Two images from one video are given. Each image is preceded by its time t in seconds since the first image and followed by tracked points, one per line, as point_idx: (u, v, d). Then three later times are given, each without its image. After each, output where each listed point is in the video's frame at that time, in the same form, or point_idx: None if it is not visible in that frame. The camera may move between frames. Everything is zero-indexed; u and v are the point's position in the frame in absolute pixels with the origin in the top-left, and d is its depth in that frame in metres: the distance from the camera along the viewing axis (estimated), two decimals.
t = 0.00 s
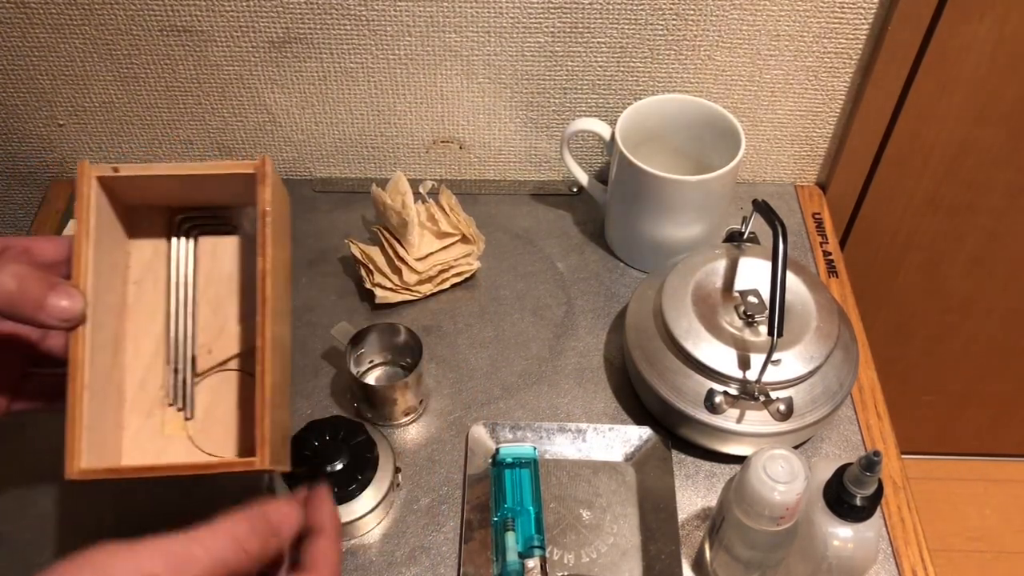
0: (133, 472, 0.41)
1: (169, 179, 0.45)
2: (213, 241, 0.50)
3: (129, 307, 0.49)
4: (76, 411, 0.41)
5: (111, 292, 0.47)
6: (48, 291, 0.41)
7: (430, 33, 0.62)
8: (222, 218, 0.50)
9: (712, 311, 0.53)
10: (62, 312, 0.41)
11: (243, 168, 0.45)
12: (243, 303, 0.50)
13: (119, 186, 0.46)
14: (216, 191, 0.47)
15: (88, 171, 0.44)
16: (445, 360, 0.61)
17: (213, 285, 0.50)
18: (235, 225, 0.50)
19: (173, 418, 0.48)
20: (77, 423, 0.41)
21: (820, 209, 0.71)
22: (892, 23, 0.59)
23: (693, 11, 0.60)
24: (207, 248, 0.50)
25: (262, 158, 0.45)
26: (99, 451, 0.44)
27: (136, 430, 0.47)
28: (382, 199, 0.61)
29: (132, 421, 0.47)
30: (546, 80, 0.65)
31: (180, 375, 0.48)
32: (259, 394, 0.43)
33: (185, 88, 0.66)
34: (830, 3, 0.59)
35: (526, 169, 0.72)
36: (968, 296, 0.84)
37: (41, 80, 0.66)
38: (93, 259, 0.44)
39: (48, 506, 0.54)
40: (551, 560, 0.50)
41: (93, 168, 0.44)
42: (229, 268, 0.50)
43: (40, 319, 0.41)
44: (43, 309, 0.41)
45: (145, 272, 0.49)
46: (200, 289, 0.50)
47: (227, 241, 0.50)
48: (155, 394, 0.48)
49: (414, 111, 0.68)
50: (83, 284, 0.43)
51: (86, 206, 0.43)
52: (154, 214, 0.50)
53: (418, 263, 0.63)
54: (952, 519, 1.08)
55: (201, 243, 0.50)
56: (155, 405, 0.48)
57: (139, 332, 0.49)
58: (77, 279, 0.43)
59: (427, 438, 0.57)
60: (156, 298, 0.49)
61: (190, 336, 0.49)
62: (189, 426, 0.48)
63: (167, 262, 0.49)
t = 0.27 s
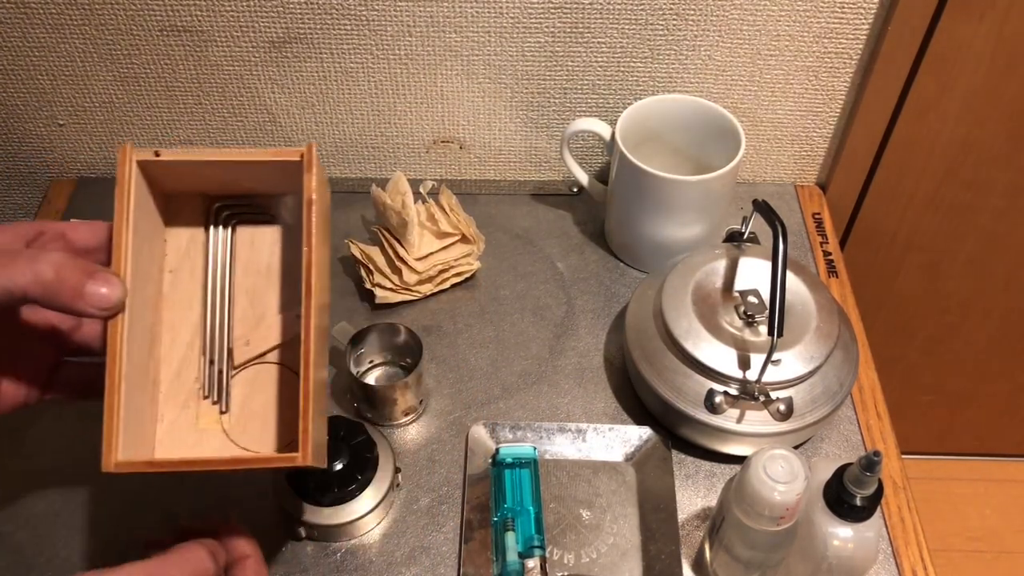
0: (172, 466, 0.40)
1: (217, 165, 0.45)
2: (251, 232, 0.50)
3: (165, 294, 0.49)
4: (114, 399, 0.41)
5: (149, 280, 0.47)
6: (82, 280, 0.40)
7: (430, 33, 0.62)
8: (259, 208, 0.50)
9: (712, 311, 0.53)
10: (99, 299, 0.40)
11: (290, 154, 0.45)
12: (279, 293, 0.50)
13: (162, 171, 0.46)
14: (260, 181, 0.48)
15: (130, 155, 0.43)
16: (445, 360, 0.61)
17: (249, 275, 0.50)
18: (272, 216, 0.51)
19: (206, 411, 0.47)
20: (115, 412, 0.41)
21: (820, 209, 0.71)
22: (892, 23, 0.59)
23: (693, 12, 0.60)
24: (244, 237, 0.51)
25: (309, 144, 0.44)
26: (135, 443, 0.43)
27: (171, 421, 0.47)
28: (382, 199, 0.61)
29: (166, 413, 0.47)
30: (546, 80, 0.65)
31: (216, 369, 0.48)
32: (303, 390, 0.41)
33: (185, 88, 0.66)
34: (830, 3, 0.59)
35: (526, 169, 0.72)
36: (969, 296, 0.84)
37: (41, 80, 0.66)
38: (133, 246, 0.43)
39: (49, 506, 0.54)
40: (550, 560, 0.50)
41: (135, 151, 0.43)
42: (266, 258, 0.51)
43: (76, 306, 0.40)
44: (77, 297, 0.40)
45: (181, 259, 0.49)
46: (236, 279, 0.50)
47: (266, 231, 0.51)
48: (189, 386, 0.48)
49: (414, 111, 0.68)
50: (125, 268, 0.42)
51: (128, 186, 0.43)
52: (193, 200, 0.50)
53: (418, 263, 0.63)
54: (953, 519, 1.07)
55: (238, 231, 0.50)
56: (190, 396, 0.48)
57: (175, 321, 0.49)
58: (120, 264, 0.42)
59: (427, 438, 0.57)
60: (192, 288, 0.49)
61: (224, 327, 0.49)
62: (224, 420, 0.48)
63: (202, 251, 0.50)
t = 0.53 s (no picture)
0: (201, 475, 0.40)
1: (243, 170, 0.44)
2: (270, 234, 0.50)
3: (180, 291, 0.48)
4: (140, 402, 0.40)
5: (167, 281, 0.46)
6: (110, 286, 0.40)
7: (430, 33, 0.62)
8: (280, 210, 0.49)
9: (712, 311, 0.53)
10: (125, 304, 0.40)
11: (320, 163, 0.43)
12: (298, 296, 0.50)
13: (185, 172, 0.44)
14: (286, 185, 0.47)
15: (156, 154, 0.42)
16: (445, 360, 0.61)
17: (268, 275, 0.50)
18: (290, 217, 0.50)
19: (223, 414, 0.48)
20: (140, 417, 0.40)
21: (820, 209, 0.71)
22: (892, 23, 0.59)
23: (693, 12, 0.60)
24: (262, 239, 0.50)
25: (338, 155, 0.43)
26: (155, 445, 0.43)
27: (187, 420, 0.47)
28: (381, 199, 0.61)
29: (180, 413, 0.47)
30: (546, 80, 0.65)
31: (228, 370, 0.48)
32: (333, 399, 0.41)
33: (185, 88, 0.66)
34: (830, 3, 0.59)
35: (526, 169, 0.72)
36: (969, 296, 0.84)
37: (41, 80, 0.66)
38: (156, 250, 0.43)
39: (49, 506, 0.54)
40: (550, 560, 0.50)
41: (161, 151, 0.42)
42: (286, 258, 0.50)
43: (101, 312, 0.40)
44: (102, 302, 0.40)
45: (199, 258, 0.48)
46: (252, 279, 0.50)
47: (282, 234, 0.50)
48: (203, 384, 0.48)
49: (414, 111, 0.68)
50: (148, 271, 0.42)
51: (154, 186, 0.42)
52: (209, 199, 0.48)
53: (418, 263, 0.63)
54: (953, 519, 1.07)
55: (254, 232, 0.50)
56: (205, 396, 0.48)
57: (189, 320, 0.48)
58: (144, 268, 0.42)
59: (427, 438, 0.57)
60: (208, 287, 0.48)
61: (240, 327, 0.49)
62: (238, 422, 0.48)
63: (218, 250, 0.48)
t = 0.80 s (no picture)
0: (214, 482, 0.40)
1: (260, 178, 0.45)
2: (275, 241, 0.50)
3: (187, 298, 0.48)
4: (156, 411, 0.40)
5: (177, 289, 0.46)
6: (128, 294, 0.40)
7: (430, 33, 0.62)
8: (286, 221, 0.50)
9: (713, 311, 0.53)
10: (141, 312, 0.40)
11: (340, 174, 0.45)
12: (302, 306, 0.50)
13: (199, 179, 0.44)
14: (298, 193, 0.47)
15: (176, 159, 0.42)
16: (445, 360, 0.61)
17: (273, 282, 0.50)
18: (297, 226, 0.50)
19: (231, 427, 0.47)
20: (156, 424, 0.40)
21: (820, 209, 0.71)
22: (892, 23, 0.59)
23: (693, 12, 0.60)
24: (267, 248, 0.50)
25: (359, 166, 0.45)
26: (165, 453, 0.42)
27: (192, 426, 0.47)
28: (381, 199, 0.62)
29: (181, 422, 0.47)
30: (546, 80, 0.65)
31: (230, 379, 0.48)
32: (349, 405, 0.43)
33: (185, 88, 0.66)
34: (830, 3, 0.59)
35: (526, 169, 0.72)
36: (969, 296, 0.84)
37: (41, 80, 0.66)
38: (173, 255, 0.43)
39: (50, 506, 0.54)
40: (551, 560, 0.50)
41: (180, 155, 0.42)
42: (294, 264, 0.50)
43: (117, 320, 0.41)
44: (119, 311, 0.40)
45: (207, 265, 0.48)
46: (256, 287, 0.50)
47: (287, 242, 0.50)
48: (205, 393, 0.48)
49: (414, 111, 0.68)
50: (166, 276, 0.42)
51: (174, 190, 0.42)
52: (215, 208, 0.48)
53: (418, 263, 0.63)
54: (953, 519, 1.07)
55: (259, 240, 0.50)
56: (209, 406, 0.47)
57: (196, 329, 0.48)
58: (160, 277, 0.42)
59: (427, 438, 0.57)
60: (213, 295, 0.48)
61: (244, 335, 0.49)
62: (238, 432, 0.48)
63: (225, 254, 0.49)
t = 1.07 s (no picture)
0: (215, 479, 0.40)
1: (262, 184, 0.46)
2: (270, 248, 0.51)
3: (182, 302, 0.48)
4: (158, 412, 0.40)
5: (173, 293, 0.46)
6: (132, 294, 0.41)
7: (430, 32, 0.62)
8: (281, 229, 0.51)
9: (713, 311, 0.53)
10: (147, 311, 0.40)
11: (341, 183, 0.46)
12: (295, 312, 0.51)
13: (199, 184, 0.45)
14: (295, 199, 0.48)
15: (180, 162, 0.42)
16: (445, 360, 0.61)
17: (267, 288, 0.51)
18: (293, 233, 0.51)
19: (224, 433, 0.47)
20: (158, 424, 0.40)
21: (820, 209, 0.71)
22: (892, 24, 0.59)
23: (693, 11, 0.60)
24: (261, 255, 0.51)
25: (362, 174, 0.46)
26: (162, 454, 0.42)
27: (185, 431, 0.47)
28: (381, 199, 0.62)
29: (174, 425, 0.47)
30: (546, 80, 0.65)
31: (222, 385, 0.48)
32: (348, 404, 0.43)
33: (185, 88, 0.66)
34: (830, 3, 0.59)
35: (526, 169, 0.72)
36: (969, 296, 0.84)
37: (41, 80, 0.66)
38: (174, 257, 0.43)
39: (50, 507, 0.54)
40: (551, 560, 0.50)
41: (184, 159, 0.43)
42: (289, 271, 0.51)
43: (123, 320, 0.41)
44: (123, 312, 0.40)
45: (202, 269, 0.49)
46: (250, 292, 0.51)
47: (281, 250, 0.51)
48: (197, 400, 0.48)
49: (414, 111, 0.68)
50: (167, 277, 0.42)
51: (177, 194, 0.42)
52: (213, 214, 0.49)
53: (418, 263, 0.63)
54: (953, 519, 1.07)
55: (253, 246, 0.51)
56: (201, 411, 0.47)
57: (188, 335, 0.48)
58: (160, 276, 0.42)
59: (427, 438, 0.57)
60: (206, 301, 0.49)
61: (237, 341, 0.49)
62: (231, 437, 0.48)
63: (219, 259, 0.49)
